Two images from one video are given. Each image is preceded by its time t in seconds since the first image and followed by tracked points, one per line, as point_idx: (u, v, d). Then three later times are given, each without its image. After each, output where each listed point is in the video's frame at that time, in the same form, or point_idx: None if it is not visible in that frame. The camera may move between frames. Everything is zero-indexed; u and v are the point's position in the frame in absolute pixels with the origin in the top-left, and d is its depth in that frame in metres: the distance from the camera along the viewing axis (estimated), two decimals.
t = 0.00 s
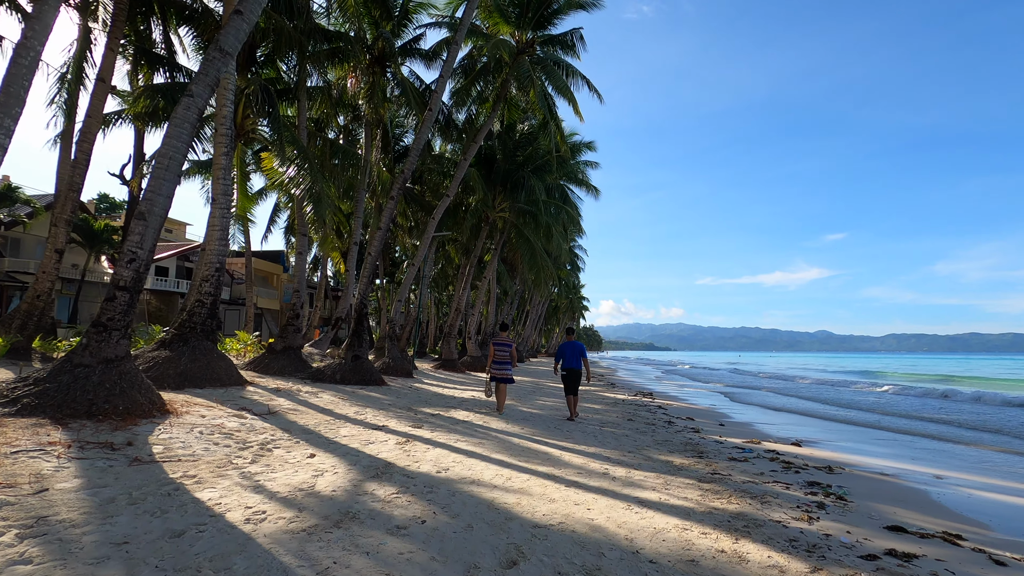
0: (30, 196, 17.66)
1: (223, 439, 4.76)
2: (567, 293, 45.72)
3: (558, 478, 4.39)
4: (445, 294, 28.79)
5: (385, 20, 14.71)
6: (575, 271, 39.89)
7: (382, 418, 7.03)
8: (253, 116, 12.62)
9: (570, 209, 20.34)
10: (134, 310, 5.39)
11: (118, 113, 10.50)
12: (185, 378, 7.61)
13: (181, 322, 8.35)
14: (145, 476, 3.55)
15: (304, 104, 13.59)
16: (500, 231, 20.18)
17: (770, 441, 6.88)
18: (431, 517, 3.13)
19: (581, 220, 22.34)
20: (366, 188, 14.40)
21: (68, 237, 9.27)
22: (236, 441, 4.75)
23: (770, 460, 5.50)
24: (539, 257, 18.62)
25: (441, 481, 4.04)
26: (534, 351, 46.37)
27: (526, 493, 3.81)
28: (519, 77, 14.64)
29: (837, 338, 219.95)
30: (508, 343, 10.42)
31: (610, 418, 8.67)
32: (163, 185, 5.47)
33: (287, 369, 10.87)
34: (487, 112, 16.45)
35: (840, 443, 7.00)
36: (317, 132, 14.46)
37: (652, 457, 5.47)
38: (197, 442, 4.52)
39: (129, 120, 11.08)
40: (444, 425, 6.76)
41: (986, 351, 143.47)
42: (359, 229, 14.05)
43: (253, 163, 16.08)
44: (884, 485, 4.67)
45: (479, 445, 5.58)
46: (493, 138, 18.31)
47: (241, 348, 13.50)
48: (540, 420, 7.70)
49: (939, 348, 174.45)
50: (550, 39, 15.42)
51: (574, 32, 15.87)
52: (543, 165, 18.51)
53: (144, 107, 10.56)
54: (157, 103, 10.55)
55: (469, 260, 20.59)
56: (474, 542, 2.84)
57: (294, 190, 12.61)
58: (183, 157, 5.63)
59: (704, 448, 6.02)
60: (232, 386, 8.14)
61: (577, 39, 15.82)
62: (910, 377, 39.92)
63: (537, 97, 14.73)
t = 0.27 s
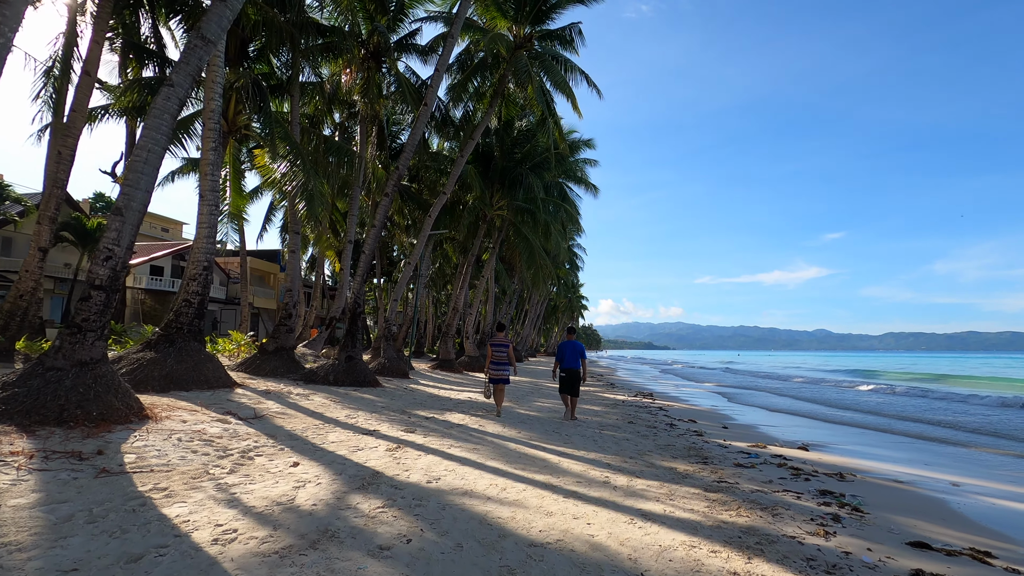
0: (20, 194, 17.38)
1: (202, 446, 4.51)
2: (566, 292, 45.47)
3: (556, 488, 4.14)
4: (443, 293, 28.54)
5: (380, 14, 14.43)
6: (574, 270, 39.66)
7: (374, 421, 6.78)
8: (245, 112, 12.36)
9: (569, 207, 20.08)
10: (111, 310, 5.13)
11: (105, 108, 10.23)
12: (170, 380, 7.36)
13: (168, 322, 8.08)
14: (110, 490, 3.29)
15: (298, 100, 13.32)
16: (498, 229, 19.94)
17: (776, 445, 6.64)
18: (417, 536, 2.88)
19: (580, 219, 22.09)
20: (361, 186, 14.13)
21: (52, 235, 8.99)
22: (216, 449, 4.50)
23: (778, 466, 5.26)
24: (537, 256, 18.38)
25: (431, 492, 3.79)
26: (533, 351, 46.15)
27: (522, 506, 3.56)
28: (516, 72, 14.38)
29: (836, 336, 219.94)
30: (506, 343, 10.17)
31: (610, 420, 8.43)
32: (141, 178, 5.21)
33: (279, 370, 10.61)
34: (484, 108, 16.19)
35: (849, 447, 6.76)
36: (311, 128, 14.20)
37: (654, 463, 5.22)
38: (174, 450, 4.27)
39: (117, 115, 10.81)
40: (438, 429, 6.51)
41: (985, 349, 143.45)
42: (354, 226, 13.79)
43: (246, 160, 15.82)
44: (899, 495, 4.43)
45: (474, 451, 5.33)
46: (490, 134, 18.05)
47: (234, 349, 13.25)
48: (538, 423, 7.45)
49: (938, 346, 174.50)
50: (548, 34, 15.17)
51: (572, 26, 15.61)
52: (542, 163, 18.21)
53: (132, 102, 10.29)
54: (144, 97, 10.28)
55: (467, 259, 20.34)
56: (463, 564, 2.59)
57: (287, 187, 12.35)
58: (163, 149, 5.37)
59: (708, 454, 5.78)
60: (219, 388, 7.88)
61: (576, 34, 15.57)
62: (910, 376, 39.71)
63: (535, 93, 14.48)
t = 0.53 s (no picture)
0: (16, 193, 17.22)
1: (189, 449, 4.29)
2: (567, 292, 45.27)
3: (561, 494, 3.92)
4: (445, 292, 28.34)
5: (379, 9, 14.24)
6: (576, 269, 39.45)
7: (371, 423, 6.57)
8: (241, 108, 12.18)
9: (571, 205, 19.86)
10: (95, 308, 4.91)
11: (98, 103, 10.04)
12: (162, 381, 7.16)
13: (160, 321, 7.88)
14: (84, 497, 3.08)
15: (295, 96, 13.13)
16: (499, 228, 19.73)
17: (787, 447, 6.42)
18: (411, 547, 2.68)
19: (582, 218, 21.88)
20: (360, 183, 13.93)
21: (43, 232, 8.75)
22: (203, 452, 4.29)
23: (791, 469, 5.04)
24: (539, 255, 18.18)
25: (428, 498, 3.58)
26: (535, 351, 45.93)
27: (524, 513, 3.35)
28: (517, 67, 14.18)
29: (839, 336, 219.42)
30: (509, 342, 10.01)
31: (613, 421, 8.21)
32: (127, 170, 5.00)
33: (276, 370, 10.41)
34: (485, 105, 15.99)
35: (862, 449, 6.54)
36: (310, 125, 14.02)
37: (662, 467, 5.00)
38: (158, 454, 4.06)
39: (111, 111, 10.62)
40: (436, 431, 6.30)
41: (988, 349, 142.99)
42: (353, 224, 13.58)
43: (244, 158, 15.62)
44: (922, 500, 4.21)
45: (473, 453, 5.12)
46: (491, 131, 17.84)
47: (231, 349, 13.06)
48: (540, 424, 7.24)
49: (940, 346, 173.94)
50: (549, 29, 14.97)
51: (574, 21, 15.40)
52: (543, 160, 17.97)
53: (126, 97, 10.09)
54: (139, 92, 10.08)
55: (467, 258, 20.14)
56: None
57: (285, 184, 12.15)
58: (149, 139, 5.16)
59: (717, 456, 5.56)
60: (213, 389, 7.68)
61: (578, 29, 15.36)
62: (914, 377, 39.44)
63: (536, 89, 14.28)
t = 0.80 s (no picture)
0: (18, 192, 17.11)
1: (175, 458, 4.06)
2: (572, 292, 44.99)
3: (570, 507, 3.66)
4: (449, 292, 28.12)
5: (382, 5, 14.00)
6: (581, 269, 39.12)
7: (371, 428, 6.32)
8: (241, 104, 11.97)
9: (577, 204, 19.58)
10: (81, 308, 4.68)
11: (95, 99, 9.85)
12: (156, 383, 6.94)
13: (156, 321, 7.66)
14: (55, 513, 2.85)
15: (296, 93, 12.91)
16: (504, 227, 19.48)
17: (804, 453, 6.14)
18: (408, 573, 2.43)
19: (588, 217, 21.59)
20: (362, 182, 13.70)
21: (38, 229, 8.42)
22: (191, 461, 4.06)
23: (813, 479, 4.77)
24: (544, 254, 17.91)
25: (428, 513, 3.33)
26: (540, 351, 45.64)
27: (531, 531, 3.10)
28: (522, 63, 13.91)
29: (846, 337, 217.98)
30: (517, 345, 9.94)
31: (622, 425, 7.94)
32: (115, 163, 4.77)
33: (276, 371, 10.20)
34: (490, 102, 15.73)
35: (885, 457, 6.24)
36: (311, 122, 13.80)
37: (676, 476, 4.74)
38: (143, 463, 3.83)
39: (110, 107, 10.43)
40: (438, 436, 6.04)
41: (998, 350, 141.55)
42: (355, 223, 13.33)
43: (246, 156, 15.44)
44: (958, 515, 3.93)
45: (477, 461, 4.87)
46: (496, 129, 17.58)
47: (232, 350, 12.85)
48: (546, 428, 6.97)
49: (949, 347, 172.41)
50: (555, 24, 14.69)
51: (580, 16, 15.12)
52: (549, 158, 17.68)
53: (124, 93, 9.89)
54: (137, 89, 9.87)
55: (472, 257, 19.88)
56: None
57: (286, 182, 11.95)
58: (139, 132, 4.93)
59: (734, 464, 5.29)
60: (209, 391, 7.45)
61: (584, 24, 15.08)
62: (925, 378, 38.91)
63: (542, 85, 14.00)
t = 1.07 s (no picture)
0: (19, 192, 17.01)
1: (161, 464, 3.86)
2: (576, 292, 44.75)
3: (576, 517, 3.45)
4: (452, 292, 27.92)
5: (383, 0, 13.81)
6: (585, 269, 38.89)
7: (369, 431, 6.12)
8: (240, 101, 11.80)
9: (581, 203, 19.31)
10: (65, 307, 4.49)
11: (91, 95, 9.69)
12: (149, 384, 6.76)
13: (151, 321, 7.49)
14: (23, 525, 2.65)
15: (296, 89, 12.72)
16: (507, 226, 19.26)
17: (819, 457, 5.90)
18: None
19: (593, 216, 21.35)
20: (363, 179, 13.51)
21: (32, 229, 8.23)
22: (177, 467, 3.86)
23: (831, 486, 4.55)
24: (547, 253, 17.69)
25: (424, 524, 3.13)
26: (544, 351, 45.41)
27: (535, 545, 2.88)
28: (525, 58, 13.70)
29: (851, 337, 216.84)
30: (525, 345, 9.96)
31: (628, 427, 7.73)
32: (101, 156, 4.58)
33: (275, 372, 10.01)
34: (492, 98, 15.53)
35: (902, 462, 6.00)
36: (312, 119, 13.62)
37: (687, 482, 4.52)
38: (125, 470, 3.64)
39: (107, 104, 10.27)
40: (438, 440, 5.83)
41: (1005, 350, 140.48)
42: (356, 221, 13.11)
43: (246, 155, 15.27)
44: (988, 525, 3.70)
45: (478, 466, 4.66)
46: (499, 126, 17.38)
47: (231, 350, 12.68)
48: (551, 431, 6.78)
49: (955, 347, 171.26)
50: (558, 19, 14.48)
51: (584, 11, 14.90)
52: (552, 156, 17.46)
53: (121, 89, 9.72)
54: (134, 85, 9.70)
55: (475, 256, 19.68)
56: None
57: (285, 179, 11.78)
58: (127, 123, 4.74)
59: (746, 470, 5.07)
60: (205, 393, 7.27)
61: (587, 19, 14.87)
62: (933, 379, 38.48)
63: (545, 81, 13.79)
